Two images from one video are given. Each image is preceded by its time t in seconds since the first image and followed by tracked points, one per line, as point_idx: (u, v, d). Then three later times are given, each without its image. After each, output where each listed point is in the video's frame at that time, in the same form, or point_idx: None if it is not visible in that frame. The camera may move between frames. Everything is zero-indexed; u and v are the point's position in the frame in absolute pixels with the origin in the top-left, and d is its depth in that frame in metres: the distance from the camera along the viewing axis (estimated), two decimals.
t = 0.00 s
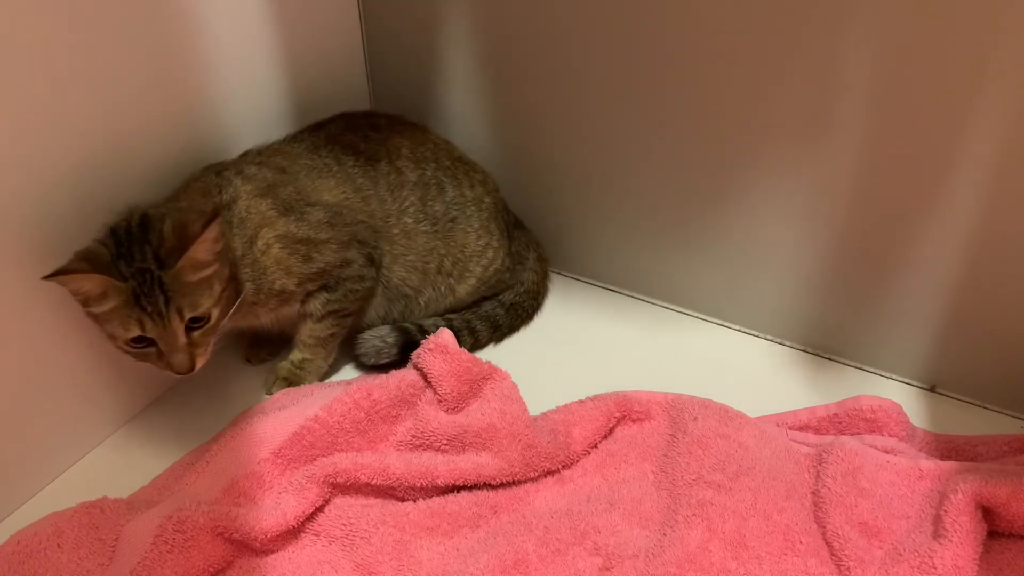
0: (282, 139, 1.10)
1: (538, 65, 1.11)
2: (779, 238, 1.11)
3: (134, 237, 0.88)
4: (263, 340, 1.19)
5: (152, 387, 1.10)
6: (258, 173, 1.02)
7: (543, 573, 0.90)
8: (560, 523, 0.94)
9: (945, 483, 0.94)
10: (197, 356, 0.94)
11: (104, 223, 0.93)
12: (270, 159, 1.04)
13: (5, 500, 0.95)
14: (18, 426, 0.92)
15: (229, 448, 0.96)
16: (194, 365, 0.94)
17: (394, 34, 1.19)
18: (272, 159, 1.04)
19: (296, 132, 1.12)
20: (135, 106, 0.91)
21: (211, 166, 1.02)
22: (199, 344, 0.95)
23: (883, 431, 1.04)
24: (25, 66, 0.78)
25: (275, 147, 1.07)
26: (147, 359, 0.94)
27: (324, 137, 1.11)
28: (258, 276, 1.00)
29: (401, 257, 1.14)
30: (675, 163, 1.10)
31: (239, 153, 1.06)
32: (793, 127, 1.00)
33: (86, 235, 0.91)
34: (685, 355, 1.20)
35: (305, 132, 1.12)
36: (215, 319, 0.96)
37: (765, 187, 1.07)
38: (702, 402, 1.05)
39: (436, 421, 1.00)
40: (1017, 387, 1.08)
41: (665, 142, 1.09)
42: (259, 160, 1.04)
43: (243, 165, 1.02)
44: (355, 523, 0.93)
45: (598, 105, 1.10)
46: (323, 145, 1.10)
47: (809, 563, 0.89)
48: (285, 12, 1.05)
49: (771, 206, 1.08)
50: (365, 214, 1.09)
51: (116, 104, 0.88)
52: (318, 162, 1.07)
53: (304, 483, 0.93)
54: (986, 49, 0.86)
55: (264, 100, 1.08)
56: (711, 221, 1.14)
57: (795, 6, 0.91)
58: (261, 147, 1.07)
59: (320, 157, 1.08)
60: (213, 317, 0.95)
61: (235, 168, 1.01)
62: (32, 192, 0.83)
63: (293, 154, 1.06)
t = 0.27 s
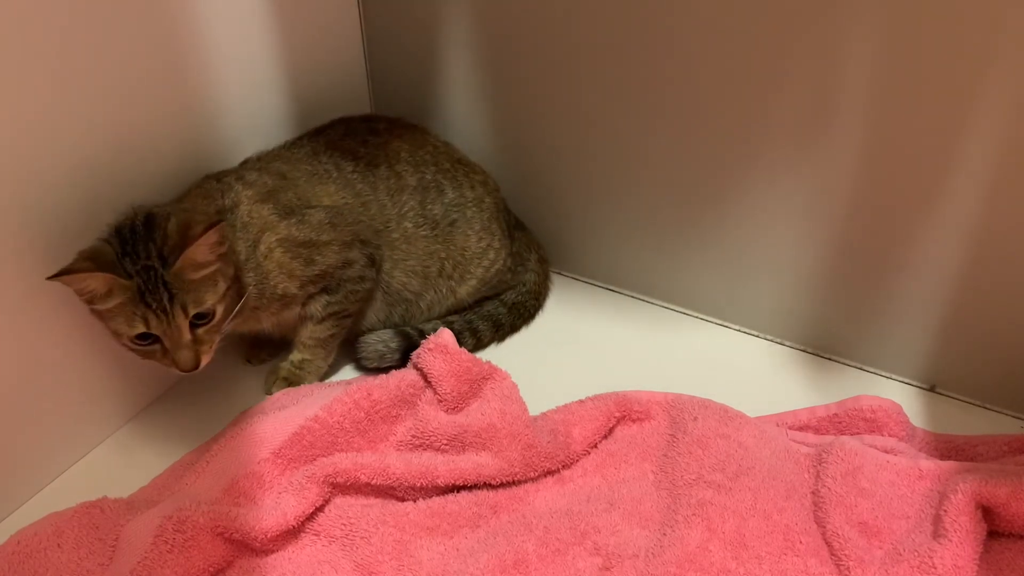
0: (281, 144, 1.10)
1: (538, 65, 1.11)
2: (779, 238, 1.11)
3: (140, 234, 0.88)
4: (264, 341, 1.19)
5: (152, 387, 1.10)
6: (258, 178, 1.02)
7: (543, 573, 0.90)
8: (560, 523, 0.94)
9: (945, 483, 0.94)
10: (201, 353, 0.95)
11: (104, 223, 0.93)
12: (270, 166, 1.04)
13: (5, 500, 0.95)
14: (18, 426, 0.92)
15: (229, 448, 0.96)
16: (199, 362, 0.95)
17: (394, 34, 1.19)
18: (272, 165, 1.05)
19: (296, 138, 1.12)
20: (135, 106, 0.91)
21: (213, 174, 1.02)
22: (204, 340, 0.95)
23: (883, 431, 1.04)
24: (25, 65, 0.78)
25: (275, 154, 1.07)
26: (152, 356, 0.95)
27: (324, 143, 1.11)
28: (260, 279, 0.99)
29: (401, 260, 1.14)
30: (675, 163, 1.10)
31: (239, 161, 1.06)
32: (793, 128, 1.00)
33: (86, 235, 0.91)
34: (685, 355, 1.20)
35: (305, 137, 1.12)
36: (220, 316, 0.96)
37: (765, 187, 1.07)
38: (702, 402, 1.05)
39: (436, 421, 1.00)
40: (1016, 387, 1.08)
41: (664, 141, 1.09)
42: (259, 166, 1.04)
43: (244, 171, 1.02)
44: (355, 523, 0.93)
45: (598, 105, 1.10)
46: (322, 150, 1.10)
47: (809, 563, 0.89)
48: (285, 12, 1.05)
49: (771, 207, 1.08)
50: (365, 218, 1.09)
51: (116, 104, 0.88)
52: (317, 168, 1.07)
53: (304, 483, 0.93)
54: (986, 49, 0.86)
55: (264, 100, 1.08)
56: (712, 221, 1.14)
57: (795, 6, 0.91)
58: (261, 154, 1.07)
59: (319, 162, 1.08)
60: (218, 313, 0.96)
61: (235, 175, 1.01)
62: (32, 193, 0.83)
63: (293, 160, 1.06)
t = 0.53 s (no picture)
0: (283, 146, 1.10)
1: (538, 64, 1.11)
2: (778, 238, 1.11)
3: (155, 220, 0.88)
4: (264, 340, 1.19)
5: (152, 388, 1.10)
6: (263, 179, 1.02)
7: (543, 573, 0.90)
8: (560, 523, 0.94)
9: (945, 483, 0.94)
10: (212, 341, 0.95)
11: (104, 223, 0.93)
12: (274, 167, 1.04)
13: (5, 500, 0.95)
14: (18, 426, 0.92)
15: (229, 448, 0.96)
16: (209, 351, 0.94)
17: (394, 34, 1.19)
18: (277, 166, 1.04)
19: (296, 140, 1.12)
20: (136, 105, 0.91)
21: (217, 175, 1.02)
22: (216, 328, 0.95)
23: (883, 431, 1.04)
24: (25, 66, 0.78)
25: (278, 156, 1.06)
26: (163, 342, 0.95)
27: (326, 145, 1.11)
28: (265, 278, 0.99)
29: (403, 262, 1.14)
30: (674, 163, 1.10)
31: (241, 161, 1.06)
32: (794, 128, 1.00)
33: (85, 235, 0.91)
34: (685, 354, 1.20)
35: (307, 139, 1.11)
36: (233, 305, 0.96)
37: (765, 187, 1.07)
38: (702, 402, 1.05)
39: (436, 421, 1.00)
40: (1016, 387, 1.08)
41: (664, 141, 1.09)
42: (263, 167, 1.04)
43: (248, 172, 1.02)
44: (355, 523, 0.93)
45: (597, 105, 1.10)
46: (325, 153, 1.10)
47: (809, 563, 0.89)
48: (284, 12, 1.05)
49: (770, 207, 1.08)
50: (369, 219, 1.09)
51: (116, 103, 0.88)
52: (320, 169, 1.07)
53: (304, 483, 0.93)
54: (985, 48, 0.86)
55: (264, 100, 1.08)
56: (712, 221, 1.14)
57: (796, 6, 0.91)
58: (263, 155, 1.07)
59: (322, 165, 1.08)
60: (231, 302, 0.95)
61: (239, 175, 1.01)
62: (32, 192, 0.83)
63: (296, 163, 1.06)
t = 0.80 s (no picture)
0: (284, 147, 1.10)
1: (539, 65, 1.11)
2: (779, 238, 1.11)
3: (168, 214, 0.89)
4: (264, 341, 1.19)
5: (152, 388, 1.10)
6: (268, 179, 1.01)
7: (543, 573, 0.90)
8: (560, 523, 0.94)
9: (945, 483, 0.94)
10: (222, 336, 0.95)
11: (104, 223, 0.93)
12: (278, 168, 1.04)
13: (5, 500, 0.95)
14: (18, 426, 0.92)
15: (229, 448, 0.96)
16: (218, 346, 0.95)
17: (393, 34, 1.19)
18: (280, 166, 1.04)
19: (297, 142, 1.12)
20: (136, 105, 0.91)
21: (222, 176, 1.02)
22: (225, 323, 0.95)
23: (883, 431, 1.04)
24: (25, 66, 0.78)
25: (281, 156, 1.07)
26: (172, 336, 0.95)
27: (328, 146, 1.11)
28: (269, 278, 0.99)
29: (404, 264, 1.14)
30: (675, 163, 1.10)
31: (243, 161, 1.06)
32: (794, 128, 1.00)
33: (85, 235, 0.91)
34: (685, 354, 1.20)
35: (308, 141, 1.11)
36: (243, 300, 0.96)
37: (765, 187, 1.07)
38: (702, 402, 1.05)
39: (436, 421, 1.00)
40: (1016, 387, 1.08)
41: (665, 141, 1.09)
42: (266, 167, 1.04)
43: (253, 172, 1.02)
44: (355, 523, 0.93)
45: (597, 105, 1.10)
46: (327, 154, 1.10)
47: (809, 563, 0.89)
48: (284, 13, 1.05)
49: (770, 207, 1.08)
50: (371, 220, 1.09)
51: (116, 103, 0.88)
52: (323, 170, 1.08)
53: (304, 483, 0.93)
54: (986, 47, 0.86)
55: (264, 99, 1.08)
56: (712, 222, 1.14)
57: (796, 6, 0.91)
58: (266, 156, 1.07)
59: (325, 165, 1.08)
60: (241, 297, 0.95)
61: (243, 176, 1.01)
62: (32, 192, 0.83)
63: (299, 164, 1.06)
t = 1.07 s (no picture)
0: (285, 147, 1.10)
1: (539, 65, 1.11)
2: (779, 238, 1.11)
3: (169, 215, 0.89)
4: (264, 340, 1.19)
5: (153, 388, 1.10)
6: (269, 181, 1.02)
7: (543, 573, 0.90)
8: (560, 523, 0.94)
9: (945, 483, 0.94)
10: (220, 337, 0.94)
11: (104, 223, 0.93)
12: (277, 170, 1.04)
13: (6, 499, 0.95)
14: (18, 426, 0.92)
15: (229, 448, 0.96)
16: (217, 347, 0.94)
17: (393, 34, 1.19)
18: (281, 168, 1.04)
19: (297, 143, 1.12)
20: (136, 105, 0.91)
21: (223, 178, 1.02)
22: (224, 324, 0.95)
23: (883, 431, 1.04)
24: (25, 66, 0.78)
25: (282, 157, 1.07)
26: (171, 336, 0.94)
27: (328, 146, 1.11)
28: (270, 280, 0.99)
29: (404, 264, 1.14)
30: (675, 163, 1.10)
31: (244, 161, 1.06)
32: (794, 128, 1.00)
33: (85, 235, 0.91)
34: (685, 354, 1.20)
35: (308, 142, 1.11)
36: (243, 302, 0.96)
37: (765, 187, 1.07)
38: (702, 402, 1.05)
39: (436, 421, 1.00)
40: (1016, 387, 1.08)
41: (665, 141, 1.09)
42: (266, 169, 1.04)
43: (254, 174, 1.02)
44: (355, 523, 0.93)
45: (597, 105, 1.10)
46: (328, 155, 1.10)
47: (809, 563, 0.89)
48: (284, 12, 1.05)
49: (770, 207, 1.08)
50: (371, 221, 1.09)
51: (116, 103, 0.88)
52: (323, 171, 1.08)
53: (304, 483, 0.93)
54: (986, 48, 0.86)
55: (264, 99, 1.08)
56: (712, 222, 1.14)
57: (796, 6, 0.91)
58: (266, 158, 1.07)
59: (325, 166, 1.08)
60: (241, 299, 0.95)
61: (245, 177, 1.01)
62: (31, 192, 0.83)
63: (300, 165, 1.06)
